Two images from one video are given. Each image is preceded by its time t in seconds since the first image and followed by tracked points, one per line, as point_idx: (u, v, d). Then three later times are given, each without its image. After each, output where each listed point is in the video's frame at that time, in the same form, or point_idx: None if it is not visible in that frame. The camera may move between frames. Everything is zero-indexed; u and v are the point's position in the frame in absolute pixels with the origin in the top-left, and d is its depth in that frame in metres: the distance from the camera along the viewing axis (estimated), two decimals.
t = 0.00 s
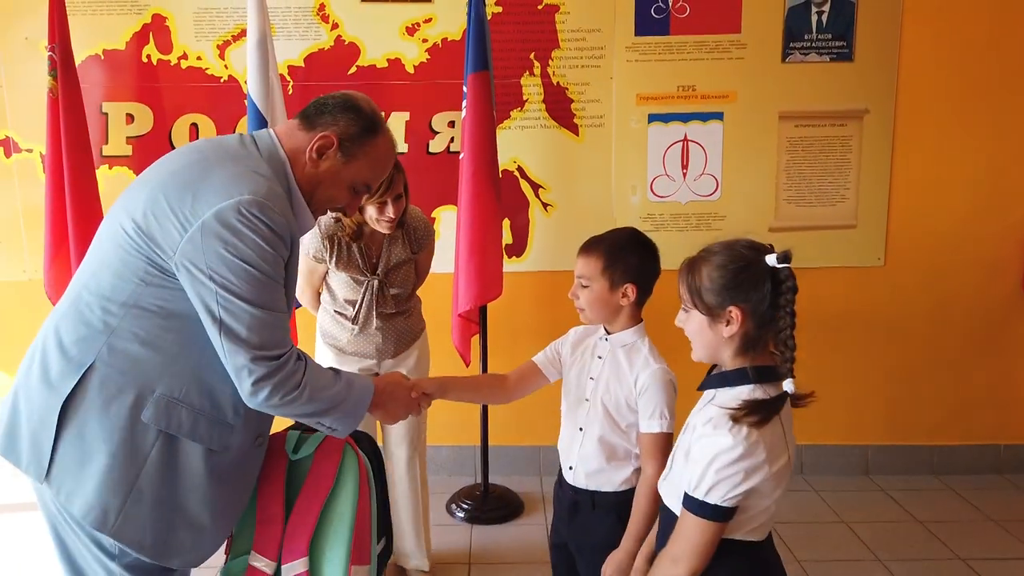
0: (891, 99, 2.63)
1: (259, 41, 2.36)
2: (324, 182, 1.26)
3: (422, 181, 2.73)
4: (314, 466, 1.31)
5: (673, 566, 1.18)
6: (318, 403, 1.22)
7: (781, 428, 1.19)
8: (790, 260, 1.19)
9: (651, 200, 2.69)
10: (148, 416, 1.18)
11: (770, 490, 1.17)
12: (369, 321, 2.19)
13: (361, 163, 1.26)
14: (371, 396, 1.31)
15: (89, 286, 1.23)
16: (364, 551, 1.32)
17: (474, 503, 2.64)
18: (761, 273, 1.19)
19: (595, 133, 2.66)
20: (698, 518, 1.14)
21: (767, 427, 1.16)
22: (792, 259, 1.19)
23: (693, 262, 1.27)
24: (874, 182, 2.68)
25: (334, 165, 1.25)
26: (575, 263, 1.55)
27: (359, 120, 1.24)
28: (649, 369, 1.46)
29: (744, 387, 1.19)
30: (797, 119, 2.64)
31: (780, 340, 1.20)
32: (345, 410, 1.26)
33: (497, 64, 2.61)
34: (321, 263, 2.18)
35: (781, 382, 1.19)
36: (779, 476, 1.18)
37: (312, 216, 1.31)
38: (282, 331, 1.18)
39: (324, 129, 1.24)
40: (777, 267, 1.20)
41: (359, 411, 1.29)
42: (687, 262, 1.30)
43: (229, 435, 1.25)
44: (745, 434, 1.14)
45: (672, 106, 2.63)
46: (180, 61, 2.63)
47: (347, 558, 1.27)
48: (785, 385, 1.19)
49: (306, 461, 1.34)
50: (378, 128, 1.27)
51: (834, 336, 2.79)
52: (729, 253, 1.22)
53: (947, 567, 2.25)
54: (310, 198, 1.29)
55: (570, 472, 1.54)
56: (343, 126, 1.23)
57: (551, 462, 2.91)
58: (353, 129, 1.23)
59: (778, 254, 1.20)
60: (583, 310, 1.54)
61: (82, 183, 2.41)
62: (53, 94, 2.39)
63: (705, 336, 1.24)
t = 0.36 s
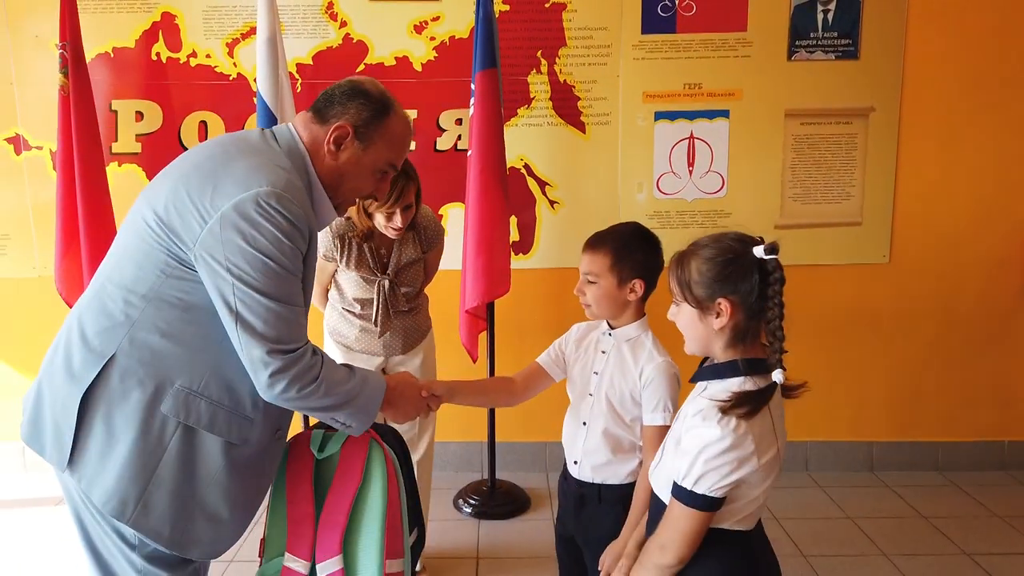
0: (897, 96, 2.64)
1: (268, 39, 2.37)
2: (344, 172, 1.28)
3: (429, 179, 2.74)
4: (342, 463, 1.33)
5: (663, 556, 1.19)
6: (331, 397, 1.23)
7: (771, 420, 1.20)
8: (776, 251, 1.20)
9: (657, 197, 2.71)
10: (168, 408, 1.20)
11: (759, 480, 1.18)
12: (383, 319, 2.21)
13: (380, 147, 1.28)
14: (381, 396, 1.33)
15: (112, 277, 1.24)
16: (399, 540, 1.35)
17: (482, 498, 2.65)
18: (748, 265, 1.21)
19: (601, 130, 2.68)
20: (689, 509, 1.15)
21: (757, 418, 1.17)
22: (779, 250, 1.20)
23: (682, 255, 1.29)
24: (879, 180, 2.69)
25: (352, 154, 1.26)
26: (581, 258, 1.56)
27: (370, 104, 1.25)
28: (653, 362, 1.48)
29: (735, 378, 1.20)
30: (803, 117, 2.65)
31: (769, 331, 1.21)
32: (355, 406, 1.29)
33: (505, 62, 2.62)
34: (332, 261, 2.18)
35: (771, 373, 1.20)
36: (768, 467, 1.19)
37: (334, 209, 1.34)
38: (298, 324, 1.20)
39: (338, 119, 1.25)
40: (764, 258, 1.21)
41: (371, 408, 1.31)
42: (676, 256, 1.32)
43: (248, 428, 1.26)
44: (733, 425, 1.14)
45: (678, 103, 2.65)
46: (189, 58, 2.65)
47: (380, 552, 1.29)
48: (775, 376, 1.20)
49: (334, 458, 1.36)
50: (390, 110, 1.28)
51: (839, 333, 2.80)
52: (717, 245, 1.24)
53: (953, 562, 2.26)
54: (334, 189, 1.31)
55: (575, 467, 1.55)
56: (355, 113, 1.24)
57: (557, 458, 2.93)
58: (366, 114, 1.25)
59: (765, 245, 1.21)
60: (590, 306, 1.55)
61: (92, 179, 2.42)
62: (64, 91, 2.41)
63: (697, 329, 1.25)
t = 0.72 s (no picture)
0: (907, 91, 2.62)
1: (274, 33, 2.36)
2: (364, 187, 1.26)
3: (435, 174, 2.72)
4: (351, 469, 1.31)
5: (673, 556, 1.17)
6: (329, 415, 1.22)
7: (780, 415, 1.18)
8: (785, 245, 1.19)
9: (665, 193, 2.69)
10: (168, 412, 1.18)
11: (770, 477, 1.16)
12: (387, 316, 2.19)
13: (401, 161, 1.24)
14: (377, 412, 1.32)
15: (122, 274, 1.23)
16: (403, 552, 1.31)
17: (488, 497, 2.63)
18: (758, 258, 1.18)
19: (608, 125, 2.66)
20: (700, 508, 1.13)
21: (767, 414, 1.15)
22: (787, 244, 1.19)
23: (688, 247, 1.26)
24: (889, 175, 2.67)
25: (372, 168, 1.23)
26: (590, 249, 1.55)
27: (392, 117, 1.22)
28: (659, 356, 1.46)
29: (744, 373, 1.18)
30: (812, 113, 2.63)
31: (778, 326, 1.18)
32: (352, 422, 1.27)
33: (511, 56, 2.60)
34: (338, 258, 2.19)
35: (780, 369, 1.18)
36: (778, 465, 1.17)
37: (352, 222, 1.31)
38: (304, 340, 1.18)
39: (358, 133, 1.22)
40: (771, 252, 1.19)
41: (366, 424, 1.30)
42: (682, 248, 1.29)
43: (247, 437, 1.25)
44: (744, 421, 1.12)
45: (686, 99, 2.63)
46: (194, 54, 2.64)
47: (386, 560, 1.28)
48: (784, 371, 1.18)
49: (342, 465, 1.35)
50: (411, 122, 1.25)
51: (848, 329, 2.78)
52: (725, 237, 1.21)
53: (965, 561, 2.24)
54: (351, 202, 1.28)
55: (581, 465, 1.52)
56: (375, 126, 1.21)
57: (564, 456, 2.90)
58: (386, 127, 1.21)
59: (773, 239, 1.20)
60: (596, 297, 1.53)
61: (97, 174, 2.41)
62: (69, 86, 2.39)
63: (705, 323, 1.22)
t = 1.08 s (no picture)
0: (917, 90, 2.60)
1: (280, 33, 2.35)
2: (357, 152, 1.25)
3: (440, 174, 2.71)
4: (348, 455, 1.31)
5: (677, 562, 1.16)
6: (335, 396, 1.19)
7: (788, 421, 1.17)
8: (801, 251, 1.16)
9: (672, 192, 2.67)
10: (181, 405, 1.17)
11: (777, 483, 1.15)
12: (393, 332, 2.17)
13: (392, 121, 1.24)
14: (385, 394, 1.28)
15: (124, 271, 1.23)
16: (392, 544, 1.34)
17: (494, 497, 2.62)
18: (772, 262, 1.17)
19: (615, 124, 2.64)
20: (705, 514, 1.11)
21: (774, 421, 1.13)
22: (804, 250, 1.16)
23: (702, 246, 1.24)
24: (898, 174, 2.65)
25: (363, 133, 1.23)
26: (604, 246, 1.53)
27: (378, 77, 1.21)
28: (669, 357, 1.45)
29: (753, 379, 1.16)
30: (821, 111, 2.61)
31: (790, 332, 1.17)
32: (361, 404, 1.24)
33: (517, 55, 2.59)
34: (342, 272, 2.16)
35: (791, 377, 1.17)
36: (786, 471, 1.15)
37: (348, 192, 1.31)
38: (305, 318, 1.16)
39: (345, 96, 1.22)
40: (786, 256, 1.17)
41: (376, 407, 1.27)
42: (696, 247, 1.28)
43: (268, 424, 1.23)
44: (750, 427, 1.11)
45: (693, 98, 2.61)
46: (199, 53, 2.63)
47: (377, 550, 1.29)
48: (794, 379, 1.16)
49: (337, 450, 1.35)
50: (399, 81, 1.24)
51: (856, 330, 2.76)
52: (742, 238, 1.20)
53: (975, 564, 2.22)
54: (345, 170, 1.28)
55: (590, 468, 1.51)
56: (362, 87, 1.21)
57: (569, 457, 2.89)
58: (373, 88, 1.21)
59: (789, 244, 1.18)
60: (607, 294, 1.51)
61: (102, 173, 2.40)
62: (74, 85, 2.39)
63: (713, 324, 1.21)
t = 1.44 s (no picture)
0: (925, 91, 2.59)
1: (288, 34, 2.35)
2: (354, 138, 1.25)
3: (448, 175, 2.71)
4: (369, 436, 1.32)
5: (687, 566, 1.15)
6: (354, 381, 1.20)
7: (800, 425, 1.16)
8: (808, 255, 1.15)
9: (680, 193, 2.66)
10: (207, 402, 1.17)
11: (788, 488, 1.14)
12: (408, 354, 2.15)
13: (390, 105, 1.23)
14: (400, 379, 1.29)
15: (138, 272, 1.23)
16: (421, 524, 1.32)
17: (501, 498, 2.62)
18: (778, 265, 1.16)
19: (623, 125, 2.64)
20: (716, 519, 1.11)
21: (786, 426, 1.13)
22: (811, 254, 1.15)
23: (711, 250, 1.24)
24: (908, 175, 2.64)
25: (359, 117, 1.23)
26: (619, 249, 1.52)
27: (374, 60, 1.21)
28: (686, 360, 1.45)
29: (765, 383, 1.15)
30: (829, 112, 2.60)
31: (799, 334, 1.16)
32: (379, 388, 1.25)
33: (525, 56, 2.59)
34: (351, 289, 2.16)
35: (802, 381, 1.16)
36: (797, 476, 1.14)
37: (348, 177, 1.30)
38: (320, 302, 1.17)
39: (341, 80, 1.22)
40: (793, 260, 1.16)
41: (393, 392, 1.27)
42: (706, 249, 1.27)
43: (292, 414, 1.23)
44: (761, 432, 1.10)
45: (701, 99, 2.60)
46: (207, 54, 2.63)
47: (404, 530, 1.28)
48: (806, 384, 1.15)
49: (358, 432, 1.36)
50: (396, 65, 1.24)
51: (865, 332, 2.75)
52: (751, 241, 1.19)
53: (985, 567, 2.21)
54: (345, 156, 1.28)
55: (605, 472, 1.51)
56: (358, 71, 1.21)
57: (577, 458, 2.88)
58: (369, 71, 1.21)
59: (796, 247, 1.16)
60: (622, 299, 1.51)
61: (110, 174, 2.40)
62: (83, 87, 2.39)
63: (722, 328, 1.20)
